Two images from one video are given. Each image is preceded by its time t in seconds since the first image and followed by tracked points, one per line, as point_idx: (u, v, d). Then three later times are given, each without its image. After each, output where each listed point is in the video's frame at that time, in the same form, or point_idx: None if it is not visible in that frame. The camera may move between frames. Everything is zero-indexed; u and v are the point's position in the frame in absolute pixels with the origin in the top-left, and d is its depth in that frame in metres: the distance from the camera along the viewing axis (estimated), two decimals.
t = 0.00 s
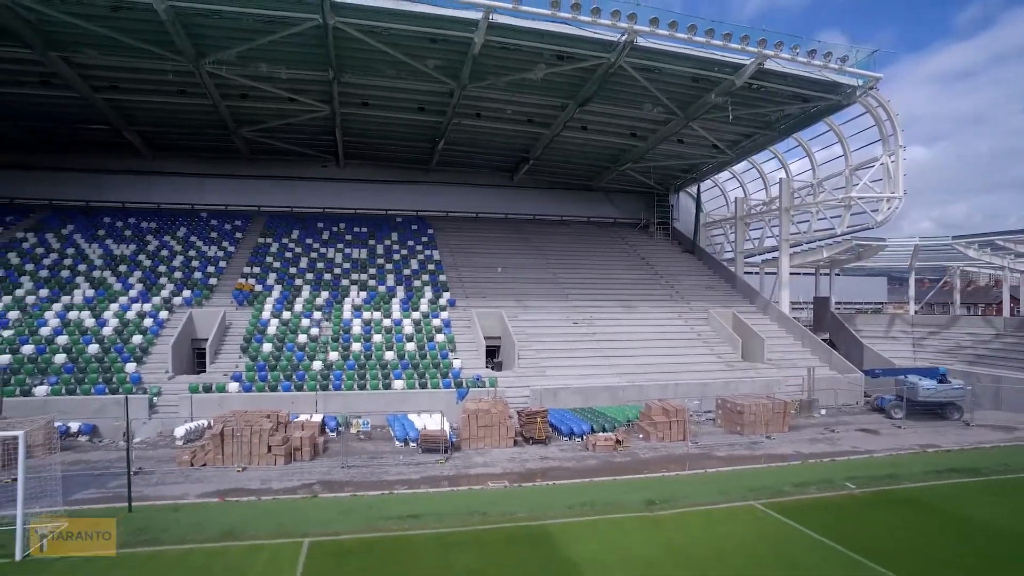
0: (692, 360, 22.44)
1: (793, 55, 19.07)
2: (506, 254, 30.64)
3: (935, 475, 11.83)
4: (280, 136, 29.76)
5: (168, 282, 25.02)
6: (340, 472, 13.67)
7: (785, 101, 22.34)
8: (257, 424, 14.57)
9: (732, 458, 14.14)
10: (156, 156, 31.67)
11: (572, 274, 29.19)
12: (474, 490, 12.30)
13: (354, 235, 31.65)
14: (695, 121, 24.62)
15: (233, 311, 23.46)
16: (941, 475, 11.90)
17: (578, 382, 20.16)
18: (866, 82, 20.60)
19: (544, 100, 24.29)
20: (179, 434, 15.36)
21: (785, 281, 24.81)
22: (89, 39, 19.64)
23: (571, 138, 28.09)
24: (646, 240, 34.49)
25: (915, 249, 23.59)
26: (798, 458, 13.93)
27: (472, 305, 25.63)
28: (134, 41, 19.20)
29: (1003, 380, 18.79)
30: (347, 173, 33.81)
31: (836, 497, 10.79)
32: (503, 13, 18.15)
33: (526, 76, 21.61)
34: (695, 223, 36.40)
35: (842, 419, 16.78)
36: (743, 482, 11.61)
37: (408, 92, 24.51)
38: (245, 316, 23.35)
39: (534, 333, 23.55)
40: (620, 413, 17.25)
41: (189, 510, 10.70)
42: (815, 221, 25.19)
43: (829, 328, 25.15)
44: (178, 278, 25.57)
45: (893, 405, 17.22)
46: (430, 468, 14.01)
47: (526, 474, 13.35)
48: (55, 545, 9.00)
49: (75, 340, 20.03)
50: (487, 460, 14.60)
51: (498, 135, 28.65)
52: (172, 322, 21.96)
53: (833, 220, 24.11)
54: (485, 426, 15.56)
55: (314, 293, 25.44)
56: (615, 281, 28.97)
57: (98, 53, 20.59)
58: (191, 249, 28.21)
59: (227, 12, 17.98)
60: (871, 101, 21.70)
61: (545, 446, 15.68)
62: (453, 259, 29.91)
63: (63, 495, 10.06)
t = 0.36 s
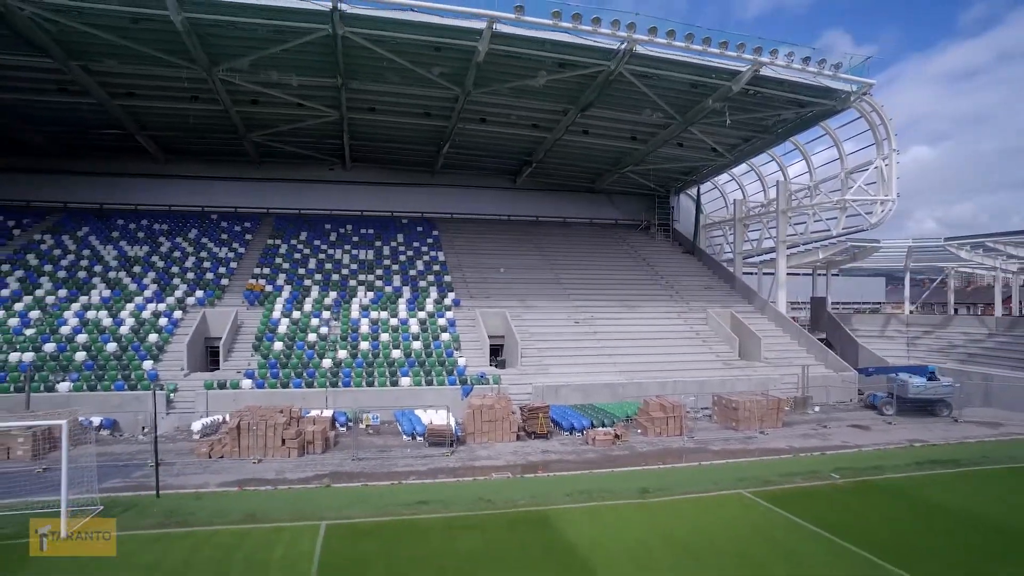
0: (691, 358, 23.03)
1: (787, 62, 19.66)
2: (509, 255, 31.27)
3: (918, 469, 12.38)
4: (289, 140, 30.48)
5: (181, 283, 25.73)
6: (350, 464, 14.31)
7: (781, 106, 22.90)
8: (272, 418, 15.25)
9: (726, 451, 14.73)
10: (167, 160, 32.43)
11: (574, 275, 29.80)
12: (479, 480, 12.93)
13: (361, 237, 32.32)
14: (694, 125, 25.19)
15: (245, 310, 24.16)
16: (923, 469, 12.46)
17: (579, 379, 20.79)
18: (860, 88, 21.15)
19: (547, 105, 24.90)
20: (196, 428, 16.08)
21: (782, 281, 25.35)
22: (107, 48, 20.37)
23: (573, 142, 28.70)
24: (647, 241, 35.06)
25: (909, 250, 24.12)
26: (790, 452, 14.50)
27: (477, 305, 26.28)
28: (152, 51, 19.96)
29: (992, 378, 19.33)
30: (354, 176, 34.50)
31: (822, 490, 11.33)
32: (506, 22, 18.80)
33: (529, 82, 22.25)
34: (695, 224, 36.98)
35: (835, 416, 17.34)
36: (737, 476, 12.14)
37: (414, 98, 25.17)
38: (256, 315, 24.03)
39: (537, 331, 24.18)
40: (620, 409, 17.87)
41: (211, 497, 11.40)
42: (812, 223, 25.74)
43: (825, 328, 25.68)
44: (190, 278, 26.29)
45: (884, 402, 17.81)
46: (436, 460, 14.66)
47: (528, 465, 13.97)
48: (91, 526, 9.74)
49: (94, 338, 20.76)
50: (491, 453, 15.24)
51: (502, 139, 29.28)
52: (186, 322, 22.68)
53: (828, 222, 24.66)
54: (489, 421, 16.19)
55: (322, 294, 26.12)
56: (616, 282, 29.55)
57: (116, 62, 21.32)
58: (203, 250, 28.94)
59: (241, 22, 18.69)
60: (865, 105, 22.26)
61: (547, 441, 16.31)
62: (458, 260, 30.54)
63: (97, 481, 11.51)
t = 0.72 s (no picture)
0: (689, 357, 23.65)
1: (782, 70, 20.26)
2: (513, 257, 31.94)
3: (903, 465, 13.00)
4: (298, 144, 31.20)
5: (193, 284, 26.47)
6: (360, 458, 14.98)
7: (777, 112, 23.49)
8: (285, 415, 15.94)
9: (721, 447, 15.35)
10: (178, 164, 33.16)
11: (575, 276, 30.44)
12: (484, 473, 13.60)
13: (367, 239, 33.01)
14: (692, 130, 25.80)
15: (256, 311, 24.89)
16: (906, 465, 13.08)
17: (579, 378, 21.45)
18: (854, 95, 21.73)
19: (549, 111, 25.54)
20: (212, 424, 16.79)
21: (779, 282, 25.94)
22: (125, 58, 21.10)
23: (575, 146, 29.33)
24: (648, 243, 35.68)
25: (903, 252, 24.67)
26: (781, 447, 15.13)
27: (480, 306, 26.95)
28: (168, 61, 20.70)
29: (982, 377, 19.87)
30: (360, 179, 35.20)
31: (809, 484, 11.94)
32: (509, 33, 19.46)
33: (532, 89, 22.90)
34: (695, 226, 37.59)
35: (827, 413, 17.94)
36: (728, 471, 12.77)
37: (420, 104, 25.84)
38: (267, 316, 24.75)
39: (539, 331, 24.86)
40: (619, 407, 18.51)
41: (231, 487, 12.09)
42: (809, 225, 26.30)
43: (821, 328, 26.25)
44: (202, 280, 27.03)
45: (876, 400, 18.40)
46: (442, 454, 15.33)
47: (530, 460, 14.63)
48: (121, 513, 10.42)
49: (111, 338, 21.52)
50: (495, 448, 15.90)
51: (505, 143, 29.93)
52: (199, 322, 23.40)
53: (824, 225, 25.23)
54: (493, 418, 16.84)
55: (330, 295, 26.81)
56: (617, 283, 30.16)
57: (132, 71, 22.04)
58: (214, 252, 29.67)
59: (254, 34, 19.39)
60: (859, 111, 22.83)
61: (548, 437, 16.97)
62: (463, 262, 31.21)
63: (126, 474, 12.39)
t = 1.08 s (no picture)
0: (686, 357, 24.28)
1: (776, 79, 20.90)
2: (515, 259, 32.60)
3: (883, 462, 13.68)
4: (305, 149, 31.92)
5: (204, 286, 27.21)
6: (369, 453, 15.66)
7: (773, 118, 24.11)
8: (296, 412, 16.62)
9: (715, 443, 15.99)
10: (188, 168, 33.92)
11: (577, 277, 31.10)
12: (487, 467, 14.27)
13: (372, 241, 33.71)
14: (690, 136, 26.43)
15: (265, 312, 25.62)
16: (887, 462, 13.75)
17: (579, 377, 22.12)
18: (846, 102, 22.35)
19: (550, 117, 26.22)
20: (226, 420, 17.50)
21: (775, 284, 26.55)
22: (140, 68, 21.85)
23: (575, 151, 29.99)
24: (648, 245, 36.32)
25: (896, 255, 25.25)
26: (773, 443, 15.77)
27: (483, 307, 27.62)
28: (183, 71, 21.46)
29: (970, 376, 20.48)
30: (365, 182, 35.91)
31: (794, 479, 12.61)
32: (511, 44, 20.14)
33: (533, 97, 23.58)
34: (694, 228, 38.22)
35: (818, 411, 18.56)
36: (719, 466, 13.42)
37: (424, 111, 26.53)
38: (276, 317, 25.48)
39: (541, 331, 25.53)
40: (617, 405, 19.16)
41: (249, 479, 12.80)
42: (804, 228, 26.90)
43: (817, 329, 26.84)
44: (213, 281, 27.77)
45: (867, 398, 19.02)
46: (447, 450, 16.00)
47: (531, 454, 15.30)
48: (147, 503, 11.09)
49: (127, 338, 22.27)
50: (498, 444, 16.56)
51: (508, 148, 30.59)
52: (211, 323, 24.15)
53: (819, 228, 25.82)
54: (495, 415, 17.50)
55: (337, 296, 27.52)
56: (618, 284, 30.80)
57: (146, 79, 22.78)
58: (223, 255, 30.40)
59: (266, 45, 20.12)
60: (852, 117, 23.44)
61: (549, 433, 17.63)
62: (466, 264, 31.89)
63: (151, 467, 13.11)
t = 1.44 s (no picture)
0: (684, 357, 24.92)
1: (771, 87, 21.55)
2: (517, 261, 33.28)
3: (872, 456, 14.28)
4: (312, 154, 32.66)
5: (215, 287, 27.97)
6: (378, 450, 16.35)
7: (769, 124, 24.73)
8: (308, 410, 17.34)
9: (709, 440, 16.64)
10: (198, 172, 34.68)
11: (578, 279, 31.76)
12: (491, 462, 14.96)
13: (378, 243, 34.41)
14: (689, 141, 27.08)
15: (275, 313, 26.35)
16: (875, 457, 14.35)
17: (580, 376, 22.82)
18: (840, 109, 22.98)
19: (552, 124, 26.90)
20: (240, 418, 18.22)
21: (772, 286, 27.16)
22: (156, 78, 22.60)
23: (577, 155, 30.65)
24: (648, 247, 36.97)
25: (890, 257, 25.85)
26: (765, 440, 16.42)
27: (487, 308, 28.32)
28: (197, 80, 22.20)
29: (960, 375, 21.09)
30: (371, 186, 36.64)
31: (784, 473, 13.23)
32: (514, 54, 20.82)
33: (535, 104, 24.27)
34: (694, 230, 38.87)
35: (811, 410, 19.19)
36: (713, 461, 14.06)
37: (429, 117, 27.23)
38: (286, 318, 26.21)
39: (543, 332, 26.22)
40: (616, 404, 19.81)
41: (265, 473, 13.50)
42: (800, 231, 27.53)
43: (813, 330, 27.46)
44: (224, 284, 28.53)
45: (859, 395, 19.72)
46: (453, 446, 16.69)
47: (533, 450, 15.97)
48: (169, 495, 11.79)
49: (142, 339, 23.03)
50: (501, 441, 17.25)
51: (511, 152, 31.26)
52: (223, 324, 24.90)
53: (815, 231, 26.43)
54: (499, 413, 18.18)
55: (345, 298, 28.24)
56: (618, 286, 31.45)
57: (161, 88, 23.51)
58: (233, 257, 31.16)
59: (277, 56, 20.85)
60: (846, 124, 24.05)
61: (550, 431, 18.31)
62: (470, 266, 32.59)
63: (175, 462, 13.87)
